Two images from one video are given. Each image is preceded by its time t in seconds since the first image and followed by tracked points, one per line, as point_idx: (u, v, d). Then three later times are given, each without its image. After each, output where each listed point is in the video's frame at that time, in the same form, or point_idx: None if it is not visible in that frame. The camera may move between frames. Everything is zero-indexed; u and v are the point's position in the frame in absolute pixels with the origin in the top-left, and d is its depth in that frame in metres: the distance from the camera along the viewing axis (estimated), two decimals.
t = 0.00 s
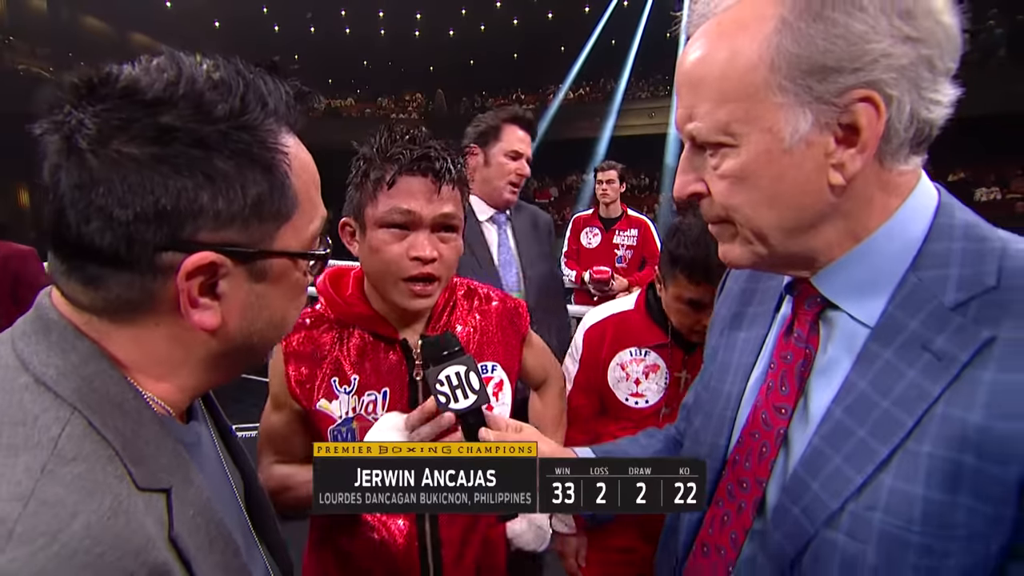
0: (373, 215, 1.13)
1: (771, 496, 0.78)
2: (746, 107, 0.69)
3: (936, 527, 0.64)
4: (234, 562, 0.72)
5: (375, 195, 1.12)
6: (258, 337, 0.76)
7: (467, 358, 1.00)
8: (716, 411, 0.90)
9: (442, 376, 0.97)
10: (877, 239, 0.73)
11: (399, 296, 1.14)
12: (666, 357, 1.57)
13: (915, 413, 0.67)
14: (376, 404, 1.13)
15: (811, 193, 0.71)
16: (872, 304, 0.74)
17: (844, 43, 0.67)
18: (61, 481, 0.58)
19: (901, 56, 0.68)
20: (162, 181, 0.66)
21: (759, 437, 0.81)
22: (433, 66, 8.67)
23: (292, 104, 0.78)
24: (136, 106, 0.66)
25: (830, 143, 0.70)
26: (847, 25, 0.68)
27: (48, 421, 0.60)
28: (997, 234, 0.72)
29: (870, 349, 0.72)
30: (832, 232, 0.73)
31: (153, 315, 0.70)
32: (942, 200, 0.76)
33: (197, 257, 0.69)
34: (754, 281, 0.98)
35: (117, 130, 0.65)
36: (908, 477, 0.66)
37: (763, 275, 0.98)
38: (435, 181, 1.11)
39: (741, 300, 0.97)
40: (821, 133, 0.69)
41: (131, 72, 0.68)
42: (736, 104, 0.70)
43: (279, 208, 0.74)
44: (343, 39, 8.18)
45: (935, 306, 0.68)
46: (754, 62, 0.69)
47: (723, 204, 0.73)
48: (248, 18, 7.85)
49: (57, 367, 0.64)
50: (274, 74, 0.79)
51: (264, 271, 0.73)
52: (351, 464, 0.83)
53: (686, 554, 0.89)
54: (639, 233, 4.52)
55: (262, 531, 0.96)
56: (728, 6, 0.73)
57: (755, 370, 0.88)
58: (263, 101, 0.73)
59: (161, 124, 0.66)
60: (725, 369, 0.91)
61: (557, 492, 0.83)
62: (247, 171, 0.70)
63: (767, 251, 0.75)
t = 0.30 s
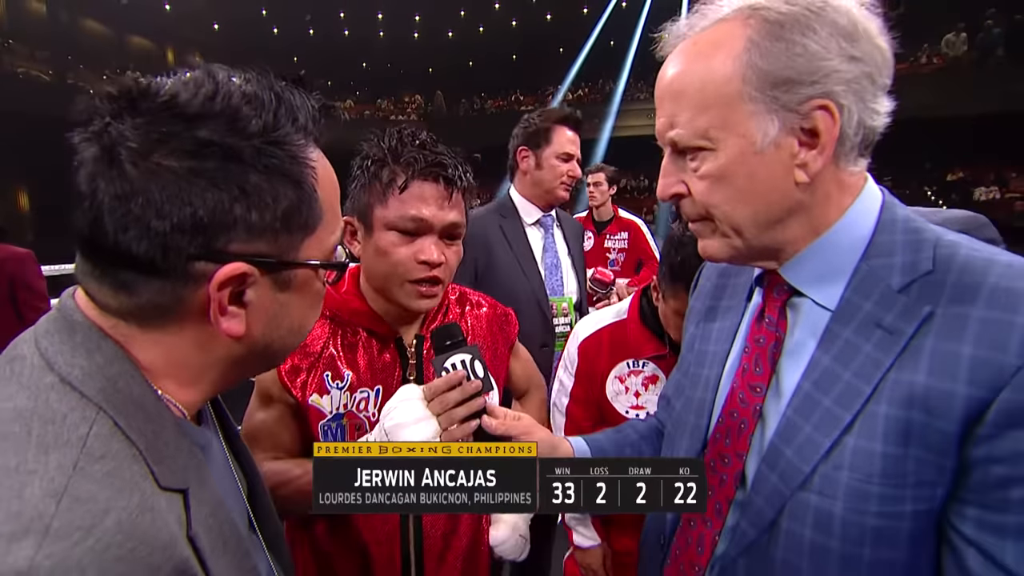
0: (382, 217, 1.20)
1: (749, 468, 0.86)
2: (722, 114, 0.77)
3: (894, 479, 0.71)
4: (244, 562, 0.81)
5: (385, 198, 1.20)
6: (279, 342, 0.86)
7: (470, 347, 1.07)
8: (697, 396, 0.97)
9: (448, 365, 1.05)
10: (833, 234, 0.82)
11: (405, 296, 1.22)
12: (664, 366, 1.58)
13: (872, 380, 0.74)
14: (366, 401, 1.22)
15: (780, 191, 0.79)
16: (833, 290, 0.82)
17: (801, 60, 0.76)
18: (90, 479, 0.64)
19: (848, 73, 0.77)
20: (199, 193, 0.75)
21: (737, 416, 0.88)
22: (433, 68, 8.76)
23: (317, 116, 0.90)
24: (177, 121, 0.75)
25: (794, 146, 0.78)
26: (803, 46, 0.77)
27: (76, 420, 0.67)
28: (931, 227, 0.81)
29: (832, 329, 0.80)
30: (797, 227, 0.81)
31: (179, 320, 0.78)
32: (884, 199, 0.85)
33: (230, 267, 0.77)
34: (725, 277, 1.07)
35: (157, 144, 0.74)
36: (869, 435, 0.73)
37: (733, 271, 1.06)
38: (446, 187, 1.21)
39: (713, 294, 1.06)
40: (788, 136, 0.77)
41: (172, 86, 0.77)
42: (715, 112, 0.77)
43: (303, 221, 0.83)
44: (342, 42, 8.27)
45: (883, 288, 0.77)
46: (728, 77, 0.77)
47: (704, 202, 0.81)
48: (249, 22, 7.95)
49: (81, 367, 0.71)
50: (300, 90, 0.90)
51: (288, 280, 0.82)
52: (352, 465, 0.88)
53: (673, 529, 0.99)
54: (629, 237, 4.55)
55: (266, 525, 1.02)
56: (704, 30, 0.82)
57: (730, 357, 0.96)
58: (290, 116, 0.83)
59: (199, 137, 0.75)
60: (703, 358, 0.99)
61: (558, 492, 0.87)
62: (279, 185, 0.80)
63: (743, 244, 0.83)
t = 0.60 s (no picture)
0: (397, 221, 1.22)
1: (752, 464, 0.88)
2: (715, 117, 0.79)
3: (893, 470, 0.73)
4: (250, 565, 0.82)
5: (399, 201, 1.22)
6: (289, 346, 0.88)
7: (483, 354, 1.11)
8: (696, 395, 0.98)
9: (461, 372, 1.08)
10: (832, 230, 0.83)
11: (418, 302, 1.25)
12: (656, 372, 1.60)
13: (869, 375, 0.76)
14: (383, 401, 1.25)
15: (776, 190, 0.80)
16: (827, 287, 0.84)
17: (791, 62, 0.78)
18: (103, 483, 0.67)
19: (836, 75, 0.79)
20: (209, 196, 0.77)
21: (738, 413, 0.90)
22: (433, 68, 8.77)
23: (329, 119, 0.92)
24: (189, 124, 0.77)
25: (788, 145, 0.80)
26: (792, 49, 0.79)
27: (88, 423, 0.70)
28: (924, 225, 0.83)
29: (830, 325, 0.81)
30: (793, 225, 0.83)
31: (187, 323, 0.81)
32: (875, 197, 0.87)
33: (241, 271, 0.80)
34: (721, 277, 1.08)
35: (169, 147, 0.77)
36: (868, 428, 0.75)
37: (728, 271, 1.08)
38: (460, 192, 1.22)
39: (710, 294, 1.07)
40: (781, 137, 0.79)
41: (184, 90, 0.79)
42: (709, 115, 0.79)
43: (314, 226, 0.85)
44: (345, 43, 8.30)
45: (878, 284, 0.78)
46: (720, 81, 0.79)
47: (701, 203, 0.83)
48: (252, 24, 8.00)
49: (94, 370, 0.74)
50: (313, 94, 0.92)
51: (298, 285, 0.84)
52: (352, 465, 0.90)
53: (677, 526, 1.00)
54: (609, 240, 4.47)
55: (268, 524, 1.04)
56: (695, 36, 0.84)
57: (729, 356, 0.98)
58: (301, 120, 0.85)
59: (211, 140, 0.77)
60: (700, 358, 1.01)
61: (558, 491, 0.90)
62: (289, 188, 0.82)
63: (740, 243, 0.84)
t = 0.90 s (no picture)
0: (383, 230, 1.16)
1: (781, 484, 0.84)
2: (728, 113, 0.73)
3: (940, 495, 0.70)
4: (251, 566, 0.78)
5: (383, 209, 1.16)
6: (276, 351, 0.82)
7: (480, 355, 1.02)
8: (721, 408, 0.96)
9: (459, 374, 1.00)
10: (861, 229, 0.78)
11: (415, 308, 1.19)
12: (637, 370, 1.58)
13: (910, 389, 0.72)
14: (389, 407, 1.18)
15: (795, 188, 0.74)
16: (861, 292, 0.79)
17: (811, 50, 0.72)
18: (89, 492, 0.63)
19: (862, 62, 0.73)
20: (190, 195, 0.71)
21: (765, 429, 0.86)
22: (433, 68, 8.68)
23: (317, 119, 0.85)
24: (169, 121, 0.72)
25: (808, 140, 0.73)
26: (813, 36, 0.73)
27: (71, 432, 0.65)
28: (966, 220, 0.78)
29: (864, 333, 0.77)
30: (816, 226, 0.77)
31: (169, 326, 0.75)
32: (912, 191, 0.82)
33: (224, 271, 0.74)
34: (745, 283, 1.04)
35: (149, 145, 0.71)
36: (909, 448, 0.71)
37: (752, 277, 1.04)
38: (444, 194, 1.15)
39: (734, 302, 1.04)
40: (800, 132, 0.73)
41: (166, 87, 0.74)
42: (721, 111, 0.73)
43: (299, 226, 0.79)
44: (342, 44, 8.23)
45: (918, 287, 0.74)
46: (733, 73, 0.73)
47: (715, 204, 0.77)
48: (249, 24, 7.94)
49: (77, 377, 0.69)
50: (302, 93, 0.86)
51: (284, 286, 0.78)
52: (352, 465, 0.88)
53: (701, 548, 0.95)
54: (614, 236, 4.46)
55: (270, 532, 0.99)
56: (709, 26, 0.78)
57: (756, 367, 0.95)
58: (288, 119, 0.79)
59: (192, 137, 0.71)
60: (725, 369, 0.98)
61: (558, 492, 0.90)
62: (274, 186, 0.76)
63: (759, 247, 0.78)
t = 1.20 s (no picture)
0: (392, 239, 1.13)
1: (798, 503, 0.84)
2: (744, 118, 0.71)
3: (973, 521, 0.69)
4: (245, 564, 0.77)
5: (392, 219, 1.12)
6: (268, 355, 0.79)
7: (483, 358, 1.01)
8: (731, 420, 0.96)
9: (459, 377, 0.99)
10: (885, 237, 0.78)
11: (424, 314, 1.15)
12: (629, 365, 1.57)
13: (942, 407, 0.71)
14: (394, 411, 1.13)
15: (815, 199, 0.73)
16: (884, 303, 0.79)
17: (833, 52, 0.70)
18: (81, 487, 0.61)
19: (887, 63, 0.70)
20: (181, 198, 0.69)
21: (782, 444, 0.86)
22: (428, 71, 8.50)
23: (316, 125, 0.82)
24: (164, 124, 0.70)
25: (829, 147, 0.72)
26: (834, 36, 0.70)
27: (67, 428, 0.63)
28: (999, 228, 0.77)
29: (889, 345, 0.77)
30: (838, 235, 0.77)
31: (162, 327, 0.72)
32: (939, 198, 0.82)
33: (210, 273, 0.71)
34: (756, 291, 1.05)
35: (143, 145, 0.69)
36: (943, 471, 0.70)
37: (763, 286, 1.05)
38: (454, 204, 1.11)
39: (745, 310, 1.04)
40: (821, 138, 0.71)
41: (163, 90, 0.71)
42: (736, 116, 0.71)
43: (293, 231, 0.76)
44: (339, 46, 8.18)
45: (950, 299, 0.73)
46: (748, 76, 0.71)
47: (729, 213, 0.75)
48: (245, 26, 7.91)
49: (76, 375, 0.67)
50: (302, 99, 0.83)
51: (275, 291, 0.75)
52: (352, 465, 0.84)
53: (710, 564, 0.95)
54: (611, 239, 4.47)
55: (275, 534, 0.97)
56: (720, 26, 0.75)
57: (769, 378, 0.95)
58: (285, 125, 0.76)
59: (186, 140, 0.69)
60: (736, 379, 0.98)
61: (558, 492, 0.85)
62: (266, 190, 0.73)
63: (776, 257, 0.77)
